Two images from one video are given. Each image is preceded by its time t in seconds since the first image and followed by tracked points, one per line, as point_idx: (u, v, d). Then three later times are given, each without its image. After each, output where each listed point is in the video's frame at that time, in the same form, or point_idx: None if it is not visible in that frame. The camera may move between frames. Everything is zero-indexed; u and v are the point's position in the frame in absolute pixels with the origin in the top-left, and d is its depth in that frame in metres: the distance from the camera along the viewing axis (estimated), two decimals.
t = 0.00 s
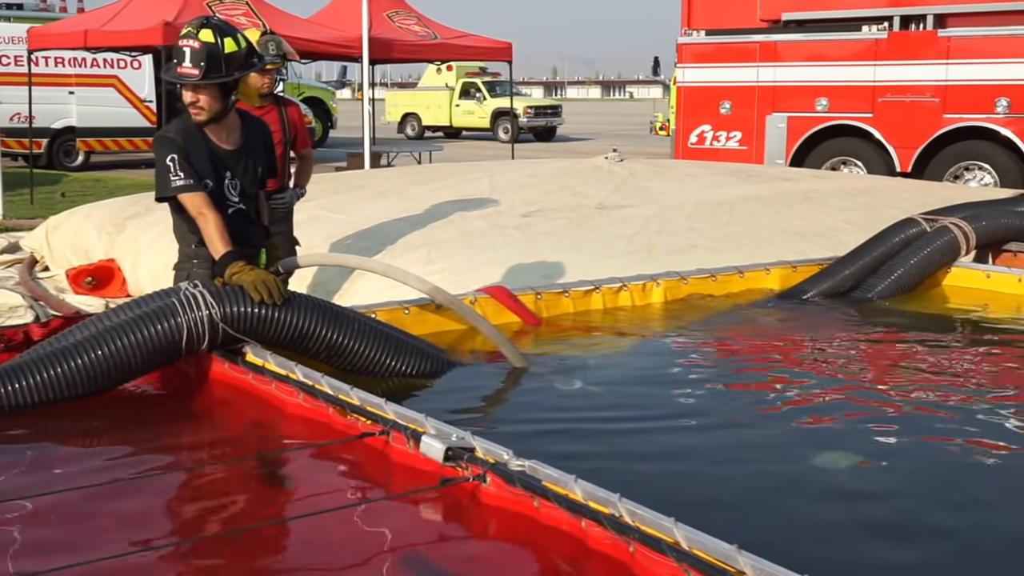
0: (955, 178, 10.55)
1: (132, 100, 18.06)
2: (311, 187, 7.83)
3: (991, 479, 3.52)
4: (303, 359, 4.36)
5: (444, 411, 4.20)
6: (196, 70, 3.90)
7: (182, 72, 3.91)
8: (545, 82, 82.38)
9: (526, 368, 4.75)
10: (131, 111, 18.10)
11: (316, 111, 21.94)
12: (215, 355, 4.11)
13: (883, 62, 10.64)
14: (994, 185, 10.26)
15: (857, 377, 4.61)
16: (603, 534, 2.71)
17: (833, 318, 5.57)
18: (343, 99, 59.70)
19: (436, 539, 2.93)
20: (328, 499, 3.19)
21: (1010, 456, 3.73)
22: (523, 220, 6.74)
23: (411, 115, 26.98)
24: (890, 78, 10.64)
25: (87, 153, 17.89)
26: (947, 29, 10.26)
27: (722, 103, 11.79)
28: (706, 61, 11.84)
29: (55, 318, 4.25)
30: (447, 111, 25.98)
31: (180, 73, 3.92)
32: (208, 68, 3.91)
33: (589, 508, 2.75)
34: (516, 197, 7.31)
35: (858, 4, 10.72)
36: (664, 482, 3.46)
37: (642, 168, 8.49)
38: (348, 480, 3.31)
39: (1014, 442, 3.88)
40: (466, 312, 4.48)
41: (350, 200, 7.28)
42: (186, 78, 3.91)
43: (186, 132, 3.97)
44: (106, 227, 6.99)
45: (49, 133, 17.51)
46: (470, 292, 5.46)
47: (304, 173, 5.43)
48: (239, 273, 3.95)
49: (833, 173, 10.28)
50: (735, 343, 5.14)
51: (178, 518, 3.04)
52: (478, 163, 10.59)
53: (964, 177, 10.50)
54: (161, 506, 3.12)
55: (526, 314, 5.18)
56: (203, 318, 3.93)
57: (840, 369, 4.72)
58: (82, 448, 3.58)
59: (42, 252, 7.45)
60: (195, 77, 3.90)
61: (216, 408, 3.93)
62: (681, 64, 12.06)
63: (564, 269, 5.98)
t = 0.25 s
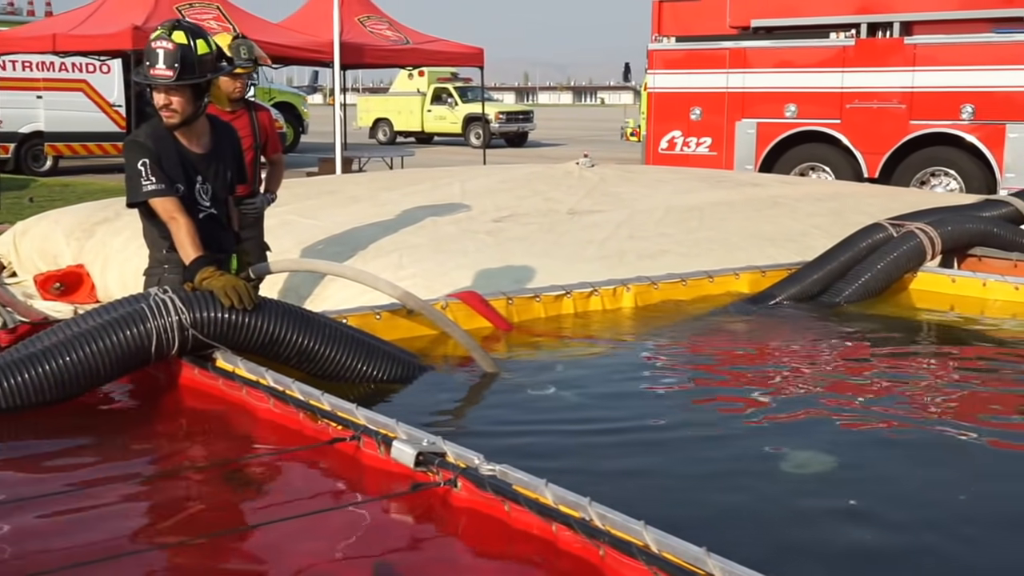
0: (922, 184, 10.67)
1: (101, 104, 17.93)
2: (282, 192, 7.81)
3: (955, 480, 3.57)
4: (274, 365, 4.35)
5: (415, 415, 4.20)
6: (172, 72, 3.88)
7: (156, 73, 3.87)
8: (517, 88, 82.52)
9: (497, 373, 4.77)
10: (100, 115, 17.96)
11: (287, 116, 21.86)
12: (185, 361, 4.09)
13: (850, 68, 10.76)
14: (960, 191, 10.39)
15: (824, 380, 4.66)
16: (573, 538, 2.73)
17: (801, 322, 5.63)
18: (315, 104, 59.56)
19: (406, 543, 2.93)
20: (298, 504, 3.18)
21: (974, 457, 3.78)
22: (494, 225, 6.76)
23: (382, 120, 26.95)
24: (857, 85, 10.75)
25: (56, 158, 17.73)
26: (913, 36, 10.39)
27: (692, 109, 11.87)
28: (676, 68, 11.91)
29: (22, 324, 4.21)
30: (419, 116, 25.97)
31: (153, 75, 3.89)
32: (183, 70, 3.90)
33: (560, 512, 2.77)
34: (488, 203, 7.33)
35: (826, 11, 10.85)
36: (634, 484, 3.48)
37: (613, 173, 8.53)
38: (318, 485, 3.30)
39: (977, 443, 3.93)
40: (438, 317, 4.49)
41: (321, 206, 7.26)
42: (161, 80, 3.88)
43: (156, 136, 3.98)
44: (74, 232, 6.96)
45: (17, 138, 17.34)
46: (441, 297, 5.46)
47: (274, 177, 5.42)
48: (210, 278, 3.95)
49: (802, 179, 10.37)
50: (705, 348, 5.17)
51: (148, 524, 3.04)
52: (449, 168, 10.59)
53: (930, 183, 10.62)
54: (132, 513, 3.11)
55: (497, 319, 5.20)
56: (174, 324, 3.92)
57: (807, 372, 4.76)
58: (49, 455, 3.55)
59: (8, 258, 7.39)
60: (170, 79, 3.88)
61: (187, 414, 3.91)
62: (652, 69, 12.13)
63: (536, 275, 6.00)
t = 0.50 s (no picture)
0: (889, 192, 10.80)
1: (70, 110, 17.77)
2: (253, 199, 7.78)
3: (921, 481, 3.61)
4: (244, 373, 4.33)
5: (386, 422, 4.19)
6: (153, 74, 3.87)
7: (136, 75, 3.85)
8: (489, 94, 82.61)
9: (469, 380, 4.77)
10: (69, 121, 17.81)
11: (257, 122, 21.77)
12: (154, 370, 4.07)
13: (819, 77, 10.87)
14: (926, 199, 10.54)
15: (793, 386, 4.70)
16: (545, 544, 2.74)
17: (771, 328, 5.67)
18: (286, 110, 59.34)
19: (377, 550, 2.93)
20: (269, 513, 3.17)
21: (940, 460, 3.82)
22: (466, 232, 6.77)
23: (354, 126, 26.89)
24: (825, 93, 10.86)
25: (23, 164, 17.54)
26: (879, 46, 10.51)
27: (663, 117, 11.94)
28: (646, 76, 11.98)
29: None
30: (390, 123, 25.93)
31: (132, 76, 3.85)
32: (162, 72, 3.90)
33: (532, 519, 2.79)
34: (460, 210, 7.33)
35: (795, 20, 10.99)
36: (606, 487, 3.49)
37: (584, 181, 8.56)
38: (290, 493, 3.29)
39: (943, 445, 3.98)
40: (409, 324, 4.49)
41: (292, 212, 7.24)
42: (142, 82, 3.86)
43: (125, 140, 3.96)
44: (40, 238, 6.91)
45: None
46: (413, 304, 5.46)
47: (246, 184, 5.36)
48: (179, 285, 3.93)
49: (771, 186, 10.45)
50: (676, 354, 5.20)
51: (118, 533, 3.02)
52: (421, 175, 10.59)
53: (897, 191, 10.75)
54: (101, 523, 3.09)
55: (469, 326, 5.21)
56: (143, 332, 3.90)
57: (777, 378, 4.81)
58: (16, 464, 3.52)
59: None
60: (152, 80, 3.87)
61: (155, 423, 3.89)
62: (622, 77, 12.20)
63: (508, 281, 6.01)
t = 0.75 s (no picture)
0: (856, 202, 10.90)
1: (37, 117, 17.61)
2: (223, 207, 7.74)
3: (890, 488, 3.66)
4: (214, 384, 4.30)
5: (359, 431, 4.19)
6: (144, 77, 3.93)
7: (130, 76, 3.89)
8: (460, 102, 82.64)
9: (440, 390, 4.77)
10: (36, 128, 17.64)
11: (227, 129, 21.66)
12: (123, 381, 4.04)
13: (787, 88, 10.95)
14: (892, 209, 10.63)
15: (763, 395, 4.74)
16: (517, 555, 2.75)
17: (740, 337, 5.72)
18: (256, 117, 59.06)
19: (349, 562, 2.92)
20: (240, 525, 3.16)
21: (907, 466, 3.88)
22: (438, 241, 6.77)
23: (325, 134, 26.82)
24: (793, 104, 10.95)
25: None
26: (847, 57, 10.64)
27: (634, 126, 12.00)
28: (617, 85, 12.05)
29: None
30: (362, 131, 25.88)
31: (124, 78, 3.89)
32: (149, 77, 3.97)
33: (504, 530, 2.79)
34: (431, 219, 7.33)
35: (764, 32, 11.10)
36: (577, 497, 3.51)
37: (556, 190, 8.58)
38: (261, 506, 3.28)
39: (911, 451, 4.04)
40: (380, 334, 4.49)
41: (263, 221, 7.21)
42: (134, 84, 3.90)
43: (96, 147, 3.92)
44: (7, 246, 6.84)
45: None
46: (385, 313, 5.45)
47: (216, 192, 5.38)
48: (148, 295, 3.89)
49: (740, 196, 10.53)
50: (647, 363, 5.23)
51: (87, 546, 3.00)
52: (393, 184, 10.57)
53: (863, 201, 10.85)
54: (70, 536, 3.06)
55: (441, 335, 5.21)
56: (112, 342, 3.87)
57: (746, 387, 4.85)
58: None
59: None
60: (143, 83, 3.92)
61: (124, 434, 3.85)
62: (594, 87, 12.25)
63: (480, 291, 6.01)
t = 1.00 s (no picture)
0: (824, 213, 11.01)
1: (5, 126, 17.46)
2: (194, 218, 7.70)
3: (858, 497, 3.70)
4: (183, 396, 4.27)
5: (329, 444, 4.18)
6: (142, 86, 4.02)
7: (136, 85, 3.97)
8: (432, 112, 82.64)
9: (410, 402, 4.76)
10: (3, 137, 17.48)
11: (198, 139, 21.55)
12: (90, 393, 4.00)
13: (756, 100, 11.04)
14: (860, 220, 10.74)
15: (732, 406, 4.77)
16: (490, 568, 2.75)
17: (711, 348, 5.75)
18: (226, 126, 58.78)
19: None
20: (210, 539, 3.14)
21: (875, 476, 3.93)
22: (410, 252, 6.77)
23: (296, 144, 26.74)
24: (762, 116, 11.04)
25: None
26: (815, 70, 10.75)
27: (605, 138, 12.05)
28: (589, 97, 12.11)
29: None
30: (333, 142, 25.82)
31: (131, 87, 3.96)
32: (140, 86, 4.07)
33: (477, 542, 2.80)
34: (403, 230, 7.33)
35: (734, 45, 11.20)
36: (549, 511, 3.51)
37: (528, 201, 8.61)
38: (231, 520, 3.26)
39: (879, 461, 4.09)
40: (350, 345, 4.48)
41: (233, 232, 7.18)
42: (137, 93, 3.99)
43: (64, 156, 3.90)
44: None
45: None
46: (357, 324, 5.44)
47: (186, 202, 5.34)
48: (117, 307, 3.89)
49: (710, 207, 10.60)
50: (619, 374, 5.25)
51: (54, 561, 2.97)
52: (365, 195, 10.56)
53: (832, 212, 10.96)
54: (37, 551, 3.03)
55: (413, 347, 5.21)
56: (80, 354, 3.83)
57: (716, 398, 4.88)
58: None
59: None
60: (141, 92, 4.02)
61: (91, 447, 3.82)
62: (565, 99, 12.30)
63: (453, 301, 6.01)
